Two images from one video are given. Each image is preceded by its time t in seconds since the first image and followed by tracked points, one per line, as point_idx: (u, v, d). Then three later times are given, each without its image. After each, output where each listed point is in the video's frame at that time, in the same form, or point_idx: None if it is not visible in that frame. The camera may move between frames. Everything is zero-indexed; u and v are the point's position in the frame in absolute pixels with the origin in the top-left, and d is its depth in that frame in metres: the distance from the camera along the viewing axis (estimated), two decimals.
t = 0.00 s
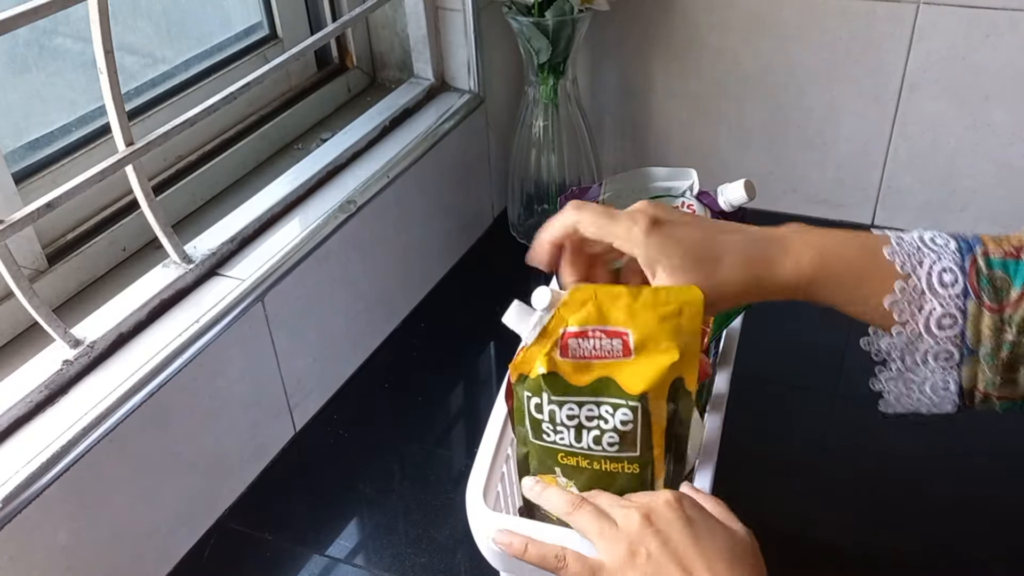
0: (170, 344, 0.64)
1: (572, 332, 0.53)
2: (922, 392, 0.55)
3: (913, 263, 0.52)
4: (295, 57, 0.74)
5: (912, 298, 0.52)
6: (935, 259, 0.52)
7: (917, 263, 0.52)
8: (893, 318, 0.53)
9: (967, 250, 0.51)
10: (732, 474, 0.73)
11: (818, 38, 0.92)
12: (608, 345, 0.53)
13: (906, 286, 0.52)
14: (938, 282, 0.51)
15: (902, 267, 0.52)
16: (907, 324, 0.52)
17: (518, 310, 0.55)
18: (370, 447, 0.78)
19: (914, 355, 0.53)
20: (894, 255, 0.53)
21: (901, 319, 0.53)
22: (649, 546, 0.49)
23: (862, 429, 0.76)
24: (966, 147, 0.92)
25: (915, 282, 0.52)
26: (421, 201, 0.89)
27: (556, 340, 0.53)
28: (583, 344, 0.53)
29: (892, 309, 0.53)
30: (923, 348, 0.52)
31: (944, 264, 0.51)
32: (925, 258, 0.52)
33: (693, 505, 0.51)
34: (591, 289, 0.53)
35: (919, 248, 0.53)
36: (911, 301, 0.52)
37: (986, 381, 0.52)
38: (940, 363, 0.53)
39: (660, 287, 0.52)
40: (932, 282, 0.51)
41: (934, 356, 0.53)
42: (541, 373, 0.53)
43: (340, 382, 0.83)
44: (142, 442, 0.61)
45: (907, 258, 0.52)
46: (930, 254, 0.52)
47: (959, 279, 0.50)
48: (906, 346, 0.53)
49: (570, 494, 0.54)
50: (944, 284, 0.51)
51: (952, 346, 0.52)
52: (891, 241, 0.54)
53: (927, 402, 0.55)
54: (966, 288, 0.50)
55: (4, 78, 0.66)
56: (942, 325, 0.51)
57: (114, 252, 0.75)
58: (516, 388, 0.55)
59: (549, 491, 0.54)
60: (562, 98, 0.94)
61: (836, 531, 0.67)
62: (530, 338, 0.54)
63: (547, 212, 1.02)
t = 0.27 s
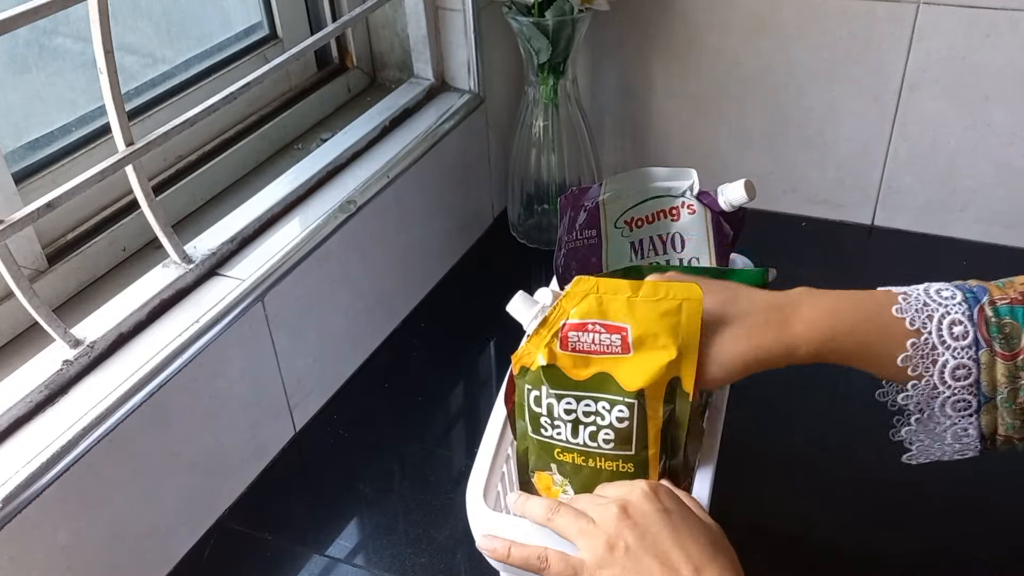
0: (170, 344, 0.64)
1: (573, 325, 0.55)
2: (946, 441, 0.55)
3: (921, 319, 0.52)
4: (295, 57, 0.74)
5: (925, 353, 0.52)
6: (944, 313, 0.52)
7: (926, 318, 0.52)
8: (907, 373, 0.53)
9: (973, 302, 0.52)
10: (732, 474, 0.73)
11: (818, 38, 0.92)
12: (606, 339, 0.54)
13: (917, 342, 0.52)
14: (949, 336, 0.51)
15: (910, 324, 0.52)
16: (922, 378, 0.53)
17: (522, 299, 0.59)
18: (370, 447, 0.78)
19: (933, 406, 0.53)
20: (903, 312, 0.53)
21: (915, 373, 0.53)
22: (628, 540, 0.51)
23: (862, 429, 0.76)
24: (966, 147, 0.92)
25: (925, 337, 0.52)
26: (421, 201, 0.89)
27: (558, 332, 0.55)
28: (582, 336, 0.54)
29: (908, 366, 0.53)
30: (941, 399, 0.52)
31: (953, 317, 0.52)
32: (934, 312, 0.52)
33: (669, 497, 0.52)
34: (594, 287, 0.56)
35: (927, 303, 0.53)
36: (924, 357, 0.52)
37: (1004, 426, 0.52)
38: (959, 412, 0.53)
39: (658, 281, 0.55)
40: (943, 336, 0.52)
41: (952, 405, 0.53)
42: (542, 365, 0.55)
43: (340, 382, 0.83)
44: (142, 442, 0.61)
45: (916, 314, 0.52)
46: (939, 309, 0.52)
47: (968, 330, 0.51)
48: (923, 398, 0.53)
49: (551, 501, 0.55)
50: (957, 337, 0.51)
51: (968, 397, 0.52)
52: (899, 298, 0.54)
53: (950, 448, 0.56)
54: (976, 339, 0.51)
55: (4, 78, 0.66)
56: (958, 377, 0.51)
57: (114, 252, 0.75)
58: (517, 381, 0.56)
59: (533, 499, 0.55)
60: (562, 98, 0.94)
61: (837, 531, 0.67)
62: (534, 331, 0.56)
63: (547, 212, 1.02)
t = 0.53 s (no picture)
0: (171, 344, 0.64)
1: (541, 324, 0.58)
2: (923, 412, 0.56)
3: (914, 285, 0.54)
4: (295, 57, 0.74)
5: (918, 316, 0.53)
6: (935, 282, 0.54)
7: (918, 283, 0.54)
8: (894, 335, 0.54)
9: (966, 278, 0.53)
10: (732, 474, 0.73)
11: (818, 38, 0.92)
12: (578, 329, 0.58)
13: (907, 305, 0.54)
14: (938, 303, 0.53)
15: (904, 287, 0.54)
16: (909, 343, 0.54)
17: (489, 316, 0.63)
18: (370, 447, 0.78)
19: (915, 372, 0.55)
20: (896, 277, 0.55)
21: (903, 338, 0.54)
22: (600, 513, 0.50)
23: (862, 429, 0.76)
24: (966, 147, 0.92)
25: (916, 301, 0.53)
26: (421, 202, 0.89)
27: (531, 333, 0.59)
28: (552, 331, 0.58)
29: (895, 327, 0.54)
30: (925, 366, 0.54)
31: (944, 287, 0.53)
32: (926, 281, 0.54)
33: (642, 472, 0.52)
34: (554, 286, 0.59)
35: (920, 272, 0.54)
36: (912, 321, 0.53)
37: (983, 402, 0.53)
38: (939, 382, 0.54)
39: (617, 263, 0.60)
40: (933, 303, 0.53)
41: (934, 374, 0.54)
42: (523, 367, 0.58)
43: (340, 382, 0.83)
44: (142, 442, 0.61)
45: (908, 279, 0.54)
46: (930, 277, 0.54)
47: (958, 300, 0.53)
48: (907, 364, 0.55)
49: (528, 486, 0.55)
50: (945, 306, 0.53)
51: (951, 366, 0.54)
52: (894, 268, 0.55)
53: (927, 420, 0.57)
54: (965, 310, 0.52)
55: (4, 78, 0.66)
56: (943, 345, 0.53)
57: (114, 252, 0.75)
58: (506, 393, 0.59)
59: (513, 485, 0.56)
60: (562, 97, 0.94)
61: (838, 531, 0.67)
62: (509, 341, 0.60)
63: (547, 212, 1.02)
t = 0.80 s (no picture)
0: (170, 344, 0.64)
1: (541, 368, 0.59)
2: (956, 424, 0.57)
3: (960, 298, 0.54)
4: (295, 57, 0.74)
5: (963, 328, 0.54)
6: (981, 296, 0.54)
7: (965, 298, 0.54)
8: (940, 350, 0.55)
9: (1008, 289, 0.54)
10: (732, 473, 0.73)
11: (818, 38, 0.92)
12: (579, 374, 0.59)
13: (955, 320, 0.54)
14: (984, 319, 0.53)
15: (953, 301, 0.54)
16: (954, 358, 0.54)
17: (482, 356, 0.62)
18: (370, 447, 0.78)
19: (958, 389, 0.55)
20: (944, 289, 0.55)
21: (948, 352, 0.54)
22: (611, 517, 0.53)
23: (862, 429, 0.76)
24: (966, 147, 0.92)
25: (964, 316, 0.54)
26: (421, 201, 0.89)
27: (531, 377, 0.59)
28: (553, 376, 0.59)
29: (943, 343, 0.54)
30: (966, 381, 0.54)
31: (991, 301, 0.53)
32: (972, 294, 0.54)
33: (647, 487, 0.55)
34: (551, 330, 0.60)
35: (967, 285, 0.55)
36: (959, 336, 0.54)
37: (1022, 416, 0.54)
38: (978, 398, 0.55)
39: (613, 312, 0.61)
40: (979, 318, 0.53)
41: (974, 389, 0.54)
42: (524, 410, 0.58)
43: (340, 382, 0.83)
44: (141, 442, 0.61)
45: (955, 292, 0.55)
46: (977, 291, 0.54)
47: (1004, 314, 0.53)
48: (949, 378, 0.55)
49: (535, 480, 0.56)
50: (992, 322, 0.53)
51: (992, 382, 0.54)
52: (939, 278, 0.56)
53: (958, 432, 0.57)
54: (1011, 324, 0.53)
55: (4, 78, 0.66)
56: (987, 361, 0.53)
57: (114, 252, 0.75)
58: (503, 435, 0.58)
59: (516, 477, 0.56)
60: (562, 98, 0.94)
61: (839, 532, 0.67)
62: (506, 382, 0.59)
63: (547, 212, 1.02)
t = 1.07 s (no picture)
0: (171, 344, 0.64)
1: (536, 392, 0.58)
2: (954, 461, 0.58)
3: (925, 349, 0.55)
4: (295, 57, 0.74)
5: (935, 381, 0.55)
6: (946, 342, 0.55)
7: (929, 348, 0.55)
8: (917, 404, 0.56)
9: (972, 330, 0.55)
10: (731, 474, 0.73)
11: (818, 38, 0.92)
12: (574, 399, 0.58)
13: (924, 372, 0.55)
14: (953, 364, 0.55)
15: (916, 355, 0.55)
16: (933, 408, 0.55)
17: (481, 380, 0.59)
18: (370, 447, 0.78)
19: (943, 432, 0.56)
20: (905, 344, 0.56)
21: (926, 404, 0.55)
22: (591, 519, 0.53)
23: (862, 429, 0.76)
24: (966, 147, 0.92)
25: (932, 366, 0.55)
26: (421, 201, 0.89)
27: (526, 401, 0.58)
28: (548, 399, 0.58)
29: (918, 397, 0.55)
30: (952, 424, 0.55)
31: (956, 344, 0.55)
32: (936, 342, 0.55)
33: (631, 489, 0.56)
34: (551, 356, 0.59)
35: (927, 334, 0.56)
36: (932, 387, 0.55)
37: (1013, 445, 0.55)
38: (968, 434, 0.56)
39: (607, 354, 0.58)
40: (948, 364, 0.55)
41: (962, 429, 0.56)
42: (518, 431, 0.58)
43: (340, 382, 0.83)
44: (142, 442, 0.61)
45: (919, 345, 0.56)
46: (940, 338, 0.55)
47: (971, 357, 0.54)
48: (932, 425, 0.56)
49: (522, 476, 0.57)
50: (962, 365, 0.54)
51: (977, 419, 0.55)
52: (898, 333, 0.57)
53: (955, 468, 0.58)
54: (980, 365, 0.54)
55: (4, 78, 0.66)
56: (966, 404, 0.55)
57: (114, 252, 0.75)
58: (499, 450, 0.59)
59: (505, 474, 0.57)
60: (562, 98, 0.94)
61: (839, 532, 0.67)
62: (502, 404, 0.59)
63: (547, 212, 1.01)
